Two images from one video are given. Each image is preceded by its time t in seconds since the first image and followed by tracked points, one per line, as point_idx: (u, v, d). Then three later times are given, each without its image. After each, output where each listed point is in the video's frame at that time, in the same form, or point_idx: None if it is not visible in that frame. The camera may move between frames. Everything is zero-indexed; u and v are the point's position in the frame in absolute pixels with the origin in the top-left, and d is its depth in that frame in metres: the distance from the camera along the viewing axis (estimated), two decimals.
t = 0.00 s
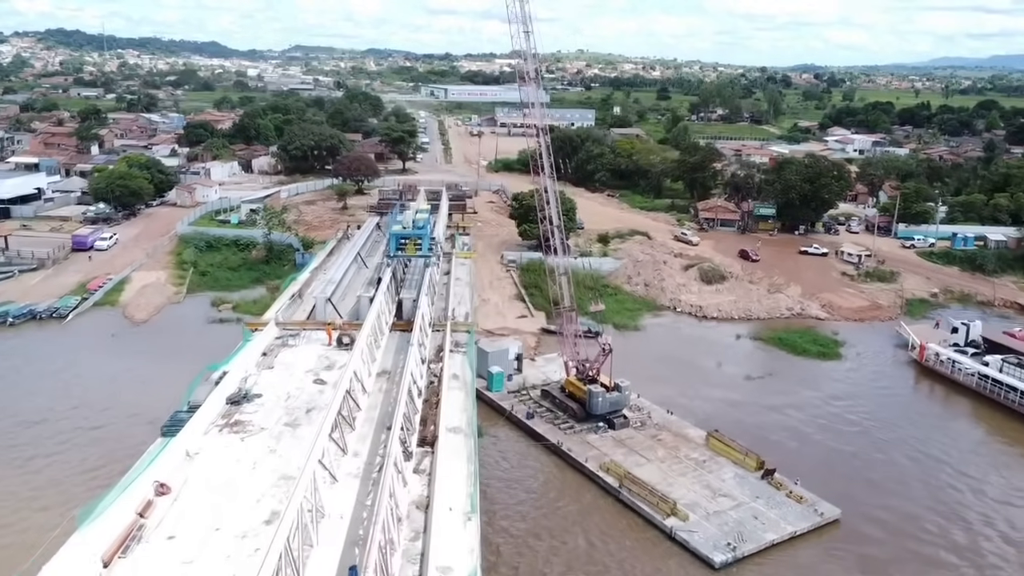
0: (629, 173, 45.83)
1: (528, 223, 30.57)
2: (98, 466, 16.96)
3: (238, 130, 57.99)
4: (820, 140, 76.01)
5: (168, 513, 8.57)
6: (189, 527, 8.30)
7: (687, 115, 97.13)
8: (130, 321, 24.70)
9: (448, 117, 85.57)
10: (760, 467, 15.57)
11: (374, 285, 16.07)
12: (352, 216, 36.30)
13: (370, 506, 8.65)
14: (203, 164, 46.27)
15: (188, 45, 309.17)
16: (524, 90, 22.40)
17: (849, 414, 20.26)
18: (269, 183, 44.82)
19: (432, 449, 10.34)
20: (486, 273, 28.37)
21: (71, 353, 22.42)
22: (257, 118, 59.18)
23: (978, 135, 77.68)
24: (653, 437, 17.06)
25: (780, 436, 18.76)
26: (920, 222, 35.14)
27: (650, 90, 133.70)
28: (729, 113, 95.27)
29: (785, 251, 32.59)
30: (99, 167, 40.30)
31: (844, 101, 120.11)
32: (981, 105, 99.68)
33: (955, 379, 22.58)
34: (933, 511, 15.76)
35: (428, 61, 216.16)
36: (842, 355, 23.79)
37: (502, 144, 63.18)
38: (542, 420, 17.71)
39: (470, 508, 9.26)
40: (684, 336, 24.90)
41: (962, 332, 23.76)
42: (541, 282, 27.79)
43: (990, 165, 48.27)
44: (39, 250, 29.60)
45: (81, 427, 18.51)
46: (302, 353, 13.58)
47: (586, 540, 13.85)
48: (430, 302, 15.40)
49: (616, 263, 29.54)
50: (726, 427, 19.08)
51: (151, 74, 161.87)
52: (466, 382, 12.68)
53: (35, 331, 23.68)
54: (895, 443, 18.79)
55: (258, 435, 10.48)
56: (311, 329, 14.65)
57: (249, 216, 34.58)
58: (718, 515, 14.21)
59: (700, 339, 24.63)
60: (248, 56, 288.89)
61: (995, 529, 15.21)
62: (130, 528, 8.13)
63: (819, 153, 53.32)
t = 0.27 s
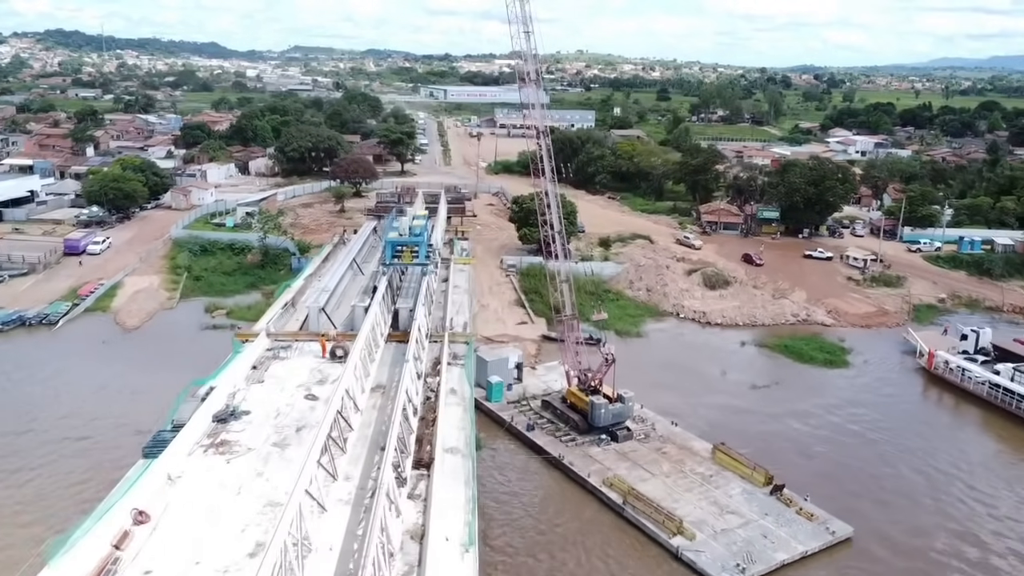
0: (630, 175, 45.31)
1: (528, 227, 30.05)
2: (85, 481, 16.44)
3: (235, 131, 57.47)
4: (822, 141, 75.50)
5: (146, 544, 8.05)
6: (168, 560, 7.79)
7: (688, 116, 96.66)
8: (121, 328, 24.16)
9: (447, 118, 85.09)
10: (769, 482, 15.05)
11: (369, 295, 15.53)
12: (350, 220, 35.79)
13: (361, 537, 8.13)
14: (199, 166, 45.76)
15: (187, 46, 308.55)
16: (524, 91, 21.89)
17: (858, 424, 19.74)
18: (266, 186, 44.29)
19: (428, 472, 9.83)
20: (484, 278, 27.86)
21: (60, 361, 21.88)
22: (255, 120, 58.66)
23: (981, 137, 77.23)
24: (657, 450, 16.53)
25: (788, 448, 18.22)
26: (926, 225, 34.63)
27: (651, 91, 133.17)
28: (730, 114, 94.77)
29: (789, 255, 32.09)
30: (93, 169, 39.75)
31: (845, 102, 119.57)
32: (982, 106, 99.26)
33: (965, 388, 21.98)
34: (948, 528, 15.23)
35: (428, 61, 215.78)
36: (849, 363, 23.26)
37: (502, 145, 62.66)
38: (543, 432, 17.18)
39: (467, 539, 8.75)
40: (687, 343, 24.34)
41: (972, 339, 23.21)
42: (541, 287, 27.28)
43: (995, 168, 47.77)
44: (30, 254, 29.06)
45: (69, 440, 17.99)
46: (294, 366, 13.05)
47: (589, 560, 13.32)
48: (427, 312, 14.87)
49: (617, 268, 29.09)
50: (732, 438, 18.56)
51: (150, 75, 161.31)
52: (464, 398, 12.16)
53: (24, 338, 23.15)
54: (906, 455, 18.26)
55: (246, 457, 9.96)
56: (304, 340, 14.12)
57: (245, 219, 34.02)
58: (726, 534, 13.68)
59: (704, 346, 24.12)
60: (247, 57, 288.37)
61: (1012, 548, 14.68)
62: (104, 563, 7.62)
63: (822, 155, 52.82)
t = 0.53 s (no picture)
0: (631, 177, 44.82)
1: (528, 231, 29.53)
2: (72, 495, 15.92)
3: (232, 133, 56.94)
4: (823, 142, 75.03)
5: None
6: None
7: (688, 117, 96.17)
8: (112, 335, 23.61)
9: (446, 119, 84.56)
10: (778, 499, 14.54)
11: (364, 304, 15.00)
12: (348, 223, 35.29)
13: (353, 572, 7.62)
14: (195, 168, 45.24)
15: (186, 46, 307.99)
16: (523, 92, 21.38)
17: (867, 434, 19.21)
18: (262, 188, 43.77)
19: (423, 498, 9.31)
20: (484, 283, 27.34)
21: (49, 370, 21.33)
22: (252, 121, 58.15)
23: (983, 138, 76.78)
24: (662, 464, 16.02)
25: (797, 460, 17.70)
26: (932, 228, 34.14)
27: (650, 92, 132.72)
28: (730, 115, 94.32)
29: (794, 259, 31.59)
30: (87, 171, 39.23)
31: (845, 103, 119.12)
32: (983, 107, 98.82)
33: (975, 397, 21.40)
34: (963, 547, 14.73)
35: (427, 62, 215.35)
36: (857, 370, 22.75)
37: (502, 147, 62.16)
38: (544, 444, 16.66)
39: (464, 573, 8.23)
40: (690, 351, 23.81)
41: (982, 347, 22.67)
42: (541, 293, 26.76)
43: (1000, 170, 47.32)
44: (21, 258, 28.51)
45: (56, 452, 17.46)
46: (285, 380, 12.52)
47: None
48: (424, 322, 14.33)
49: (619, 272, 28.57)
50: (738, 450, 18.01)
51: (148, 74, 160.77)
52: (462, 415, 11.65)
53: (13, 345, 22.60)
54: (917, 467, 17.75)
55: (231, 480, 9.43)
56: (296, 352, 13.59)
57: (240, 222, 33.49)
58: (735, 554, 13.16)
59: (708, 353, 23.59)
60: (246, 57, 287.85)
61: None
62: None
63: (824, 156, 52.33)
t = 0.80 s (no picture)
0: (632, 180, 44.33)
1: (528, 235, 29.00)
2: (57, 512, 15.38)
3: (229, 134, 56.42)
4: (825, 144, 74.54)
5: None
6: None
7: (688, 118, 95.68)
8: (103, 342, 23.07)
9: (445, 120, 84.08)
10: (788, 515, 14.00)
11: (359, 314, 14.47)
12: (345, 226, 34.77)
13: None
14: (191, 170, 44.75)
15: (186, 47, 307.60)
16: (524, 93, 20.83)
17: (877, 445, 18.68)
18: (259, 190, 43.23)
19: (418, 526, 8.82)
20: (483, 288, 26.83)
21: (37, 379, 20.80)
22: (249, 122, 57.63)
23: (985, 139, 76.31)
24: (667, 478, 15.50)
25: (805, 473, 17.18)
26: (938, 232, 33.64)
27: (650, 93, 132.24)
28: (731, 116, 93.85)
29: (798, 263, 31.10)
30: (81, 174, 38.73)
31: (846, 104, 118.65)
32: (984, 109, 98.36)
33: (986, 407, 20.82)
34: (980, 566, 14.20)
35: (426, 63, 214.81)
36: (865, 378, 22.21)
37: (501, 148, 61.65)
38: (545, 458, 16.14)
39: None
40: (694, 358, 23.29)
41: (992, 354, 22.12)
42: (542, 299, 26.25)
43: (1004, 173, 46.84)
44: (12, 263, 27.98)
45: (42, 466, 16.92)
46: (276, 396, 11.99)
47: None
48: (421, 333, 13.80)
49: (620, 276, 28.03)
50: (745, 462, 17.49)
51: (146, 75, 160.26)
52: (460, 434, 11.15)
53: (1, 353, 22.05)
54: (930, 480, 17.21)
55: (216, 506, 8.91)
56: (288, 365, 13.07)
57: (236, 225, 32.96)
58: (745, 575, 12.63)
59: (712, 361, 23.08)
60: (245, 58, 287.30)
61: None
62: None
63: (827, 159, 51.85)
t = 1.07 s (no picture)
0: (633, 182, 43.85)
1: (528, 239, 28.47)
2: (41, 528, 14.85)
3: (227, 136, 55.90)
4: (827, 145, 74.05)
5: None
6: None
7: (689, 119, 95.15)
8: (93, 350, 22.54)
9: (444, 121, 83.57)
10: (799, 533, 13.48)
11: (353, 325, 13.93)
12: (343, 230, 34.25)
13: None
14: (187, 172, 44.22)
15: (185, 48, 307.09)
16: (524, 94, 20.23)
17: (888, 457, 18.16)
18: (256, 192, 42.71)
19: (413, 559, 8.31)
20: (482, 294, 26.29)
21: (25, 388, 20.26)
22: (246, 124, 57.10)
23: (988, 141, 75.84)
24: (673, 494, 14.98)
25: (815, 488, 16.65)
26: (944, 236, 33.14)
27: (650, 94, 131.71)
28: (732, 117, 93.36)
29: (802, 267, 30.60)
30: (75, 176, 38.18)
31: (847, 105, 118.16)
32: (986, 109, 97.84)
33: (998, 417, 20.25)
34: None
35: (426, 64, 214.33)
36: (874, 387, 21.69)
37: (501, 150, 61.15)
38: (547, 472, 15.63)
39: None
40: (698, 366, 22.76)
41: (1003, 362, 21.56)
42: (542, 305, 25.72)
43: (1010, 175, 46.35)
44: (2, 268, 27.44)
45: (27, 480, 16.39)
46: (266, 413, 11.46)
47: None
48: (417, 345, 13.27)
49: (622, 281, 27.52)
50: (752, 476, 16.97)
51: (145, 75, 159.71)
52: (458, 455, 10.62)
53: None
54: (943, 494, 16.70)
55: (198, 535, 8.39)
56: (279, 380, 12.54)
57: (231, 228, 32.41)
58: None
59: (717, 369, 22.56)
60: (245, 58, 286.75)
61: None
62: None
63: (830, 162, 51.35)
